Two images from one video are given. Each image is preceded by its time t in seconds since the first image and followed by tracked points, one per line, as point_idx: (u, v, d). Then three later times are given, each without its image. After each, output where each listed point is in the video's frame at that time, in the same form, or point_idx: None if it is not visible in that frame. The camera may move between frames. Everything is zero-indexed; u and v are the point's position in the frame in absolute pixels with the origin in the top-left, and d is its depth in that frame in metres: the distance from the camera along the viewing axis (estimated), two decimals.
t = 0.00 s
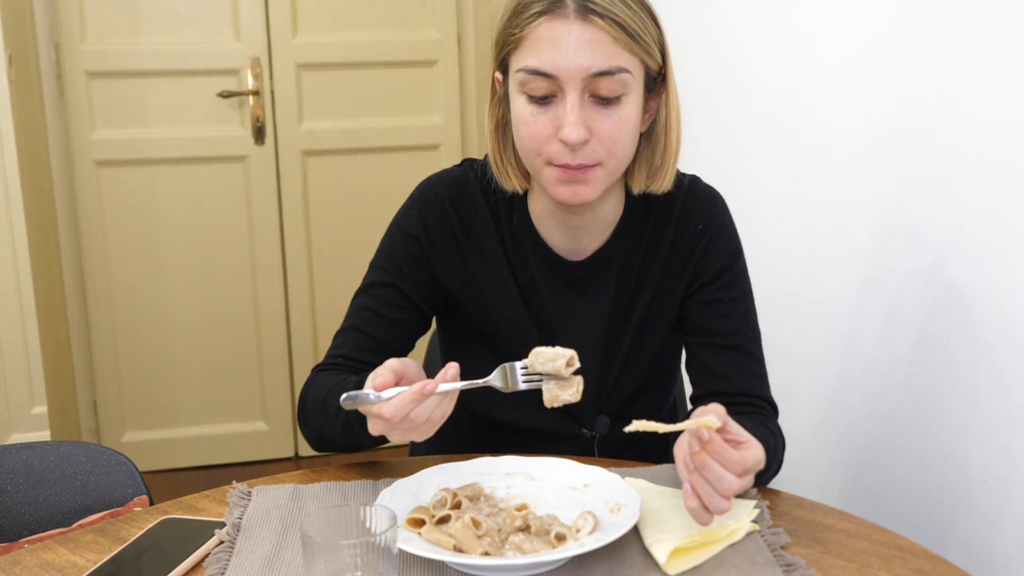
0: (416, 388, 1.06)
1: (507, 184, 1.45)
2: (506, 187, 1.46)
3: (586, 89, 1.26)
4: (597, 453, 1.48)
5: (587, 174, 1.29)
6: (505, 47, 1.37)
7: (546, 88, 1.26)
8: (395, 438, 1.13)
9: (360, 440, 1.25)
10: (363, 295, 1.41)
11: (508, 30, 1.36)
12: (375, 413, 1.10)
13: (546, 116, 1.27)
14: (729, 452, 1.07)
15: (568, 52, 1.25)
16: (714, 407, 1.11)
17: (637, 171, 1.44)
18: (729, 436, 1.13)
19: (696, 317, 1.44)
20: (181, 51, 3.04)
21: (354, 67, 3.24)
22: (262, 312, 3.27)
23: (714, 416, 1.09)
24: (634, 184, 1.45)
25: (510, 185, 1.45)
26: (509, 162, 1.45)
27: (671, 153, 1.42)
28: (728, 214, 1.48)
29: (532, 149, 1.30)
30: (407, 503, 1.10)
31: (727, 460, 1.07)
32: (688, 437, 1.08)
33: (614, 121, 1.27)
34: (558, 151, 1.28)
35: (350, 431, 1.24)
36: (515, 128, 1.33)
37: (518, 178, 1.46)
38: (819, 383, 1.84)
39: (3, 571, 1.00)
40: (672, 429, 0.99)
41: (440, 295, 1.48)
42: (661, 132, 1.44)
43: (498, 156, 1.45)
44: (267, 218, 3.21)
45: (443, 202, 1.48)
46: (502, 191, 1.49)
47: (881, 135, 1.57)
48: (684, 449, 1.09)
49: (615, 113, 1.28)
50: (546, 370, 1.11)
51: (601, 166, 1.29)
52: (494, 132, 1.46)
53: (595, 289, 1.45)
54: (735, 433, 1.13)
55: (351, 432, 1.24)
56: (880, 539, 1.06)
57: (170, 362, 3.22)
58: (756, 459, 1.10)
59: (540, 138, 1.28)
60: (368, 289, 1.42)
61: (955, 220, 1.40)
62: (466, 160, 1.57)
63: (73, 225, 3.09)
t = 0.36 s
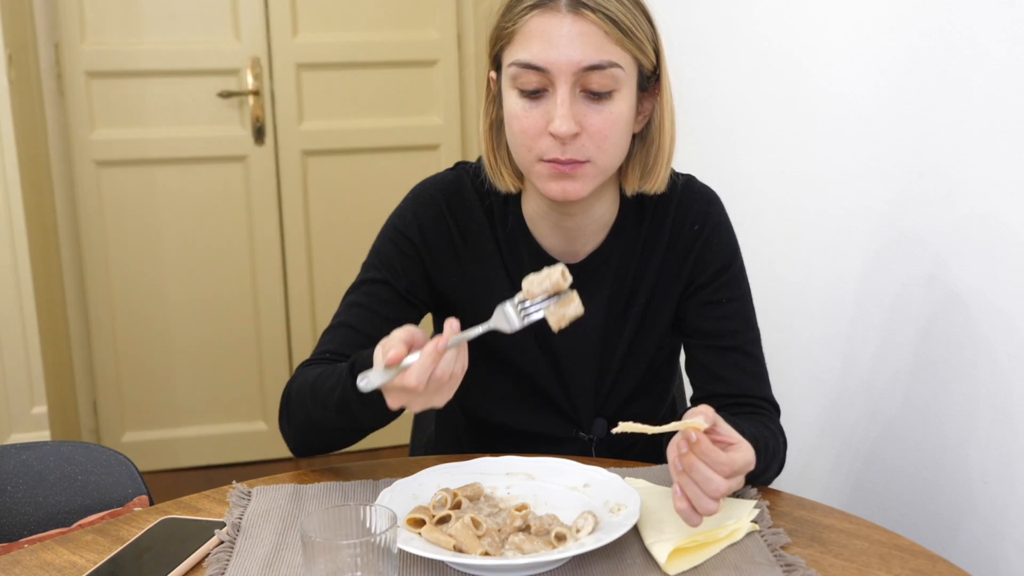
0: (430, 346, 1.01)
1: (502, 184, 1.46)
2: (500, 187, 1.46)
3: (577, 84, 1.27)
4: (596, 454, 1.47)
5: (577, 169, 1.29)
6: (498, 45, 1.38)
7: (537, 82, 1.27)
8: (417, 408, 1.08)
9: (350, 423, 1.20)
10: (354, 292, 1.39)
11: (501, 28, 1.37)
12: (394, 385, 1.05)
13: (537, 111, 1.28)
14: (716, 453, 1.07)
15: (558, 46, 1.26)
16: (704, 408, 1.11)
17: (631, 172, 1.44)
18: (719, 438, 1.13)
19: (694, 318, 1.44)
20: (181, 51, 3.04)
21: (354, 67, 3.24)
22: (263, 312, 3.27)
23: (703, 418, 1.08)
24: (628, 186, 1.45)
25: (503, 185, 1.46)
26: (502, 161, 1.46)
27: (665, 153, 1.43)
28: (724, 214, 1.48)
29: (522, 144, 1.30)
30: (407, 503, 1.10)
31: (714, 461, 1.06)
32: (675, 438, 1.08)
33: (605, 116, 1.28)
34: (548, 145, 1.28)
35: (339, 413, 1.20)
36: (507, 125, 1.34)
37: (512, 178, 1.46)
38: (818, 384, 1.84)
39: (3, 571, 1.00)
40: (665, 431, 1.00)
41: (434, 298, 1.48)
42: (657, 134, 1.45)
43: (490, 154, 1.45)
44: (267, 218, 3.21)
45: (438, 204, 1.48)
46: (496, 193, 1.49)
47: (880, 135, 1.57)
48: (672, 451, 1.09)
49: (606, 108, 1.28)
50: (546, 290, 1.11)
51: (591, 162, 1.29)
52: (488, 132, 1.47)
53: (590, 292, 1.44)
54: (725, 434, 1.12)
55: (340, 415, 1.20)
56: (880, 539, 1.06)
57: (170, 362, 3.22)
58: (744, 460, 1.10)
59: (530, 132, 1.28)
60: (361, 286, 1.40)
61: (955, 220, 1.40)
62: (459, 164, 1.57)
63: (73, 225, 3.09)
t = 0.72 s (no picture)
0: (450, 259, 0.99)
1: (486, 185, 1.47)
2: (484, 184, 1.47)
3: (565, 65, 1.28)
4: (593, 455, 1.47)
5: (560, 149, 1.28)
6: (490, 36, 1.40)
7: (527, 58, 1.28)
8: (447, 333, 1.06)
9: (374, 406, 1.14)
10: (356, 304, 1.30)
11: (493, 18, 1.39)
12: (423, 310, 1.02)
13: (524, 88, 1.28)
14: (708, 462, 1.06)
15: (549, 25, 1.28)
16: (696, 417, 1.11)
17: (618, 175, 1.44)
18: (713, 445, 1.12)
19: (690, 319, 1.44)
20: (181, 51, 3.04)
21: (354, 67, 3.24)
22: (263, 312, 3.27)
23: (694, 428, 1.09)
24: (613, 190, 1.44)
25: (487, 185, 1.47)
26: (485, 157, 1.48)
27: (654, 153, 1.44)
28: (714, 214, 1.49)
29: (506, 122, 1.30)
30: (407, 503, 1.09)
31: (707, 470, 1.06)
32: (668, 447, 1.08)
33: (591, 99, 1.29)
34: (533, 122, 1.27)
35: (360, 396, 1.14)
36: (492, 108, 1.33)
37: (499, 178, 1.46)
38: (818, 384, 1.84)
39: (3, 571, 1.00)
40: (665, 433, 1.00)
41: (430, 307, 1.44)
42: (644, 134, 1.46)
43: (476, 153, 1.47)
44: (267, 219, 3.21)
45: (428, 209, 1.46)
46: (483, 197, 1.49)
47: (880, 134, 1.57)
48: (666, 459, 1.09)
49: (593, 91, 1.29)
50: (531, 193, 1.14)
51: (575, 144, 1.29)
52: (475, 130, 1.49)
53: (582, 294, 1.44)
54: (719, 442, 1.12)
55: (360, 398, 1.14)
56: (880, 539, 1.06)
57: (170, 362, 3.22)
58: (738, 468, 1.09)
59: (516, 109, 1.28)
60: (361, 297, 1.31)
61: (953, 221, 1.40)
62: (443, 169, 1.56)
63: (73, 225, 3.08)
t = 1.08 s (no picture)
0: (447, 243, 0.97)
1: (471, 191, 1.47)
2: (469, 191, 1.47)
3: (551, 71, 1.28)
4: (590, 456, 1.48)
5: (548, 156, 1.28)
6: (474, 42, 1.40)
7: (512, 65, 1.28)
8: (444, 320, 1.05)
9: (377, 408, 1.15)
10: (351, 313, 1.28)
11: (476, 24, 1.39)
12: (420, 295, 1.01)
13: (510, 95, 1.28)
14: (710, 463, 1.06)
15: (533, 31, 1.28)
16: (699, 418, 1.12)
17: (604, 181, 1.43)
18: (716, 446, 1.12)
19: (685, 323, 1.44)
20: (181, 51, 3.04)
21: (354, 67, 3.24)
22: (263, 313, 3.27)
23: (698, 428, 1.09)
24: (600, 196, 1.44)
25: (471, 193, 1.47)
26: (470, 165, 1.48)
27: (639, 158, 1.43)
28: (707, 217, 1.49)
29: (493, 129, 1.29)
30: (407, 504, 1.10)
31: (708, 472, 1.05)
32: (671, 446, 1.08)
33: (578, 105, 1.28)
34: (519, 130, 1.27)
35: (361, 401, 1.14)
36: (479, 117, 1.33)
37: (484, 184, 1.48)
38: (819, 384, 1.84)
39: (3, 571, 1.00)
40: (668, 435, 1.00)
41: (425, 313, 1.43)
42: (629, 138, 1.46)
43: (459, 160, 1.48)
44: (267, 218, 3.21)
45: (419, 215, 1.46)
46: (470, 203, 1.49)
47: (881, 135, 1.57)
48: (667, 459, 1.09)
49: (579, 98, 1.29)
50: (521, 182, 1.17)
51: (563, 151, 1.28)
52: (457, 134, 1.49)
53: (573, 300, 1.44)
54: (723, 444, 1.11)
55: (361, 402, 1.15)
56: (881, 539, 1.06)
57: (170, 362, 3.22)
58: (739, 471, 1.07)
59: (502, 116, 1.28)
60: (357, 304, 1.29)
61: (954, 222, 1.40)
62: (432, 175, 1.57)
63: (73, 225, 3.08)
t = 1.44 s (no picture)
0: (416, 242, 0.98)
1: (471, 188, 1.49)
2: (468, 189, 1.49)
3: (538, 68, 1.28)
4: (589, 456, 1.48)
5: (534, 154, 1.29)
6: (468, 38, 1.39)
7: (497, 62, 1.29)
8: (417, 321, 1.04)
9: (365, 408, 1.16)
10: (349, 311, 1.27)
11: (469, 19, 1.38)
12: (387, 295, 1.00)
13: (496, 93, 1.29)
14: (717, 469, 1.05)
15: (520, 28, 1.28)
16: (706, 423, 1.11)
17: (603, 177, 1.43)
18: (720, 451, 1.10)
19: (684, 323, 1.44)
20: (181, 51, 3.04)
21: (354, 67, 3.24)
22: (264, 312, 3.27)
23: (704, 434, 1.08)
24: (599, 192, 1.44)
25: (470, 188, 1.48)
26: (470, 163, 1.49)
27: (639, 154, 1.44)
28: (707, 216, 1.49)
29: (480, 128, 1.30)
30: (407, 503, 1.09)
31: (714, 477, 1.05)
32: (676, 452, 1.08)
33: (565, 102, 1.29)
34: (505, 129, 1.28)
35: (349, 402, 1.15)
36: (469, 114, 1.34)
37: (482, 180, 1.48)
38: (819, 384, 1.84)
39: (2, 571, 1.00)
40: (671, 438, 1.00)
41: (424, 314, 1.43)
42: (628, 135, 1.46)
43: (459, 158, 1.49)
44: (267, 218, 3.21)
45: (419, 212, 1.46)
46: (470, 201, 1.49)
47: (882, 136, 1.57)
48: (671, 465, 1.08)
49: (565, 96, 1.29)
50: (513, 181, 1.17)
51: (549, 150, 1.29)
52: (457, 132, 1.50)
53: (572, 299, 1.44)
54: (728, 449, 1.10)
55: (348, 404, 1.16)
56: (881, 539, 1.06)
57: (169, 362, 3.22)
58: (743, 478, 1.07)
59: (488, 115, 1.29)
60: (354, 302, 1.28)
61: (955, 222, 1.40)
62: (432, 172, 1.57)
63: (73, 226, 3.08)
